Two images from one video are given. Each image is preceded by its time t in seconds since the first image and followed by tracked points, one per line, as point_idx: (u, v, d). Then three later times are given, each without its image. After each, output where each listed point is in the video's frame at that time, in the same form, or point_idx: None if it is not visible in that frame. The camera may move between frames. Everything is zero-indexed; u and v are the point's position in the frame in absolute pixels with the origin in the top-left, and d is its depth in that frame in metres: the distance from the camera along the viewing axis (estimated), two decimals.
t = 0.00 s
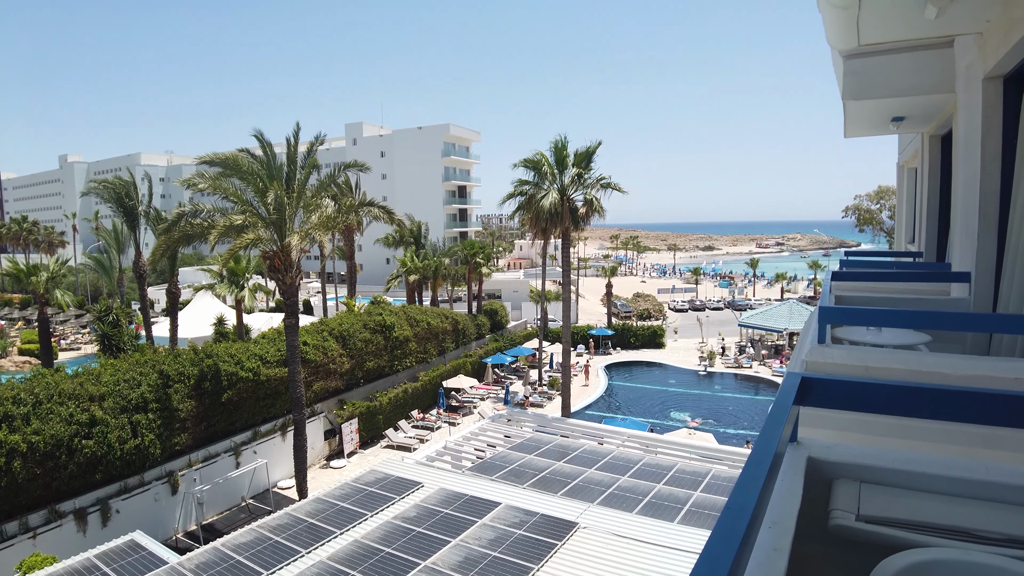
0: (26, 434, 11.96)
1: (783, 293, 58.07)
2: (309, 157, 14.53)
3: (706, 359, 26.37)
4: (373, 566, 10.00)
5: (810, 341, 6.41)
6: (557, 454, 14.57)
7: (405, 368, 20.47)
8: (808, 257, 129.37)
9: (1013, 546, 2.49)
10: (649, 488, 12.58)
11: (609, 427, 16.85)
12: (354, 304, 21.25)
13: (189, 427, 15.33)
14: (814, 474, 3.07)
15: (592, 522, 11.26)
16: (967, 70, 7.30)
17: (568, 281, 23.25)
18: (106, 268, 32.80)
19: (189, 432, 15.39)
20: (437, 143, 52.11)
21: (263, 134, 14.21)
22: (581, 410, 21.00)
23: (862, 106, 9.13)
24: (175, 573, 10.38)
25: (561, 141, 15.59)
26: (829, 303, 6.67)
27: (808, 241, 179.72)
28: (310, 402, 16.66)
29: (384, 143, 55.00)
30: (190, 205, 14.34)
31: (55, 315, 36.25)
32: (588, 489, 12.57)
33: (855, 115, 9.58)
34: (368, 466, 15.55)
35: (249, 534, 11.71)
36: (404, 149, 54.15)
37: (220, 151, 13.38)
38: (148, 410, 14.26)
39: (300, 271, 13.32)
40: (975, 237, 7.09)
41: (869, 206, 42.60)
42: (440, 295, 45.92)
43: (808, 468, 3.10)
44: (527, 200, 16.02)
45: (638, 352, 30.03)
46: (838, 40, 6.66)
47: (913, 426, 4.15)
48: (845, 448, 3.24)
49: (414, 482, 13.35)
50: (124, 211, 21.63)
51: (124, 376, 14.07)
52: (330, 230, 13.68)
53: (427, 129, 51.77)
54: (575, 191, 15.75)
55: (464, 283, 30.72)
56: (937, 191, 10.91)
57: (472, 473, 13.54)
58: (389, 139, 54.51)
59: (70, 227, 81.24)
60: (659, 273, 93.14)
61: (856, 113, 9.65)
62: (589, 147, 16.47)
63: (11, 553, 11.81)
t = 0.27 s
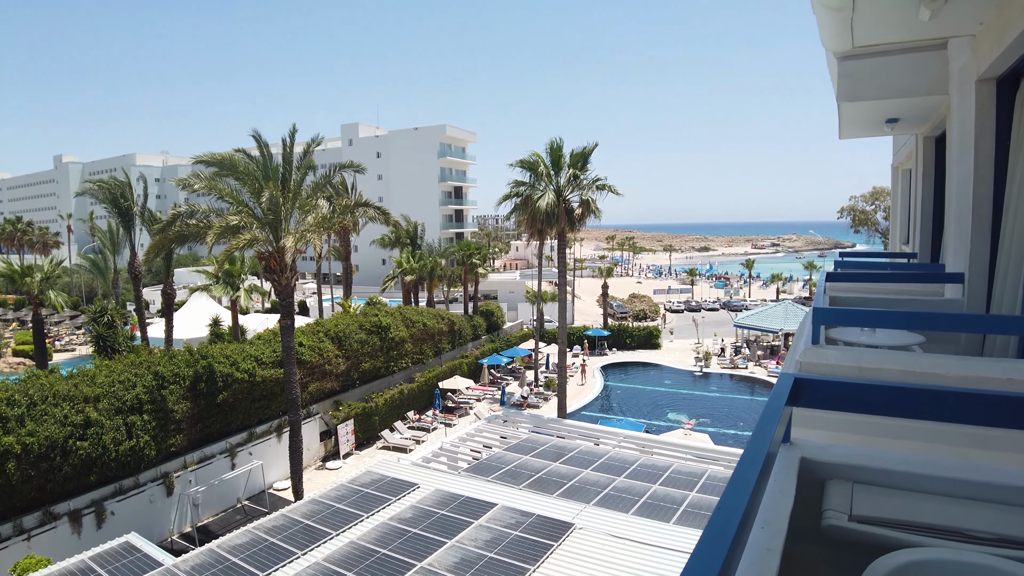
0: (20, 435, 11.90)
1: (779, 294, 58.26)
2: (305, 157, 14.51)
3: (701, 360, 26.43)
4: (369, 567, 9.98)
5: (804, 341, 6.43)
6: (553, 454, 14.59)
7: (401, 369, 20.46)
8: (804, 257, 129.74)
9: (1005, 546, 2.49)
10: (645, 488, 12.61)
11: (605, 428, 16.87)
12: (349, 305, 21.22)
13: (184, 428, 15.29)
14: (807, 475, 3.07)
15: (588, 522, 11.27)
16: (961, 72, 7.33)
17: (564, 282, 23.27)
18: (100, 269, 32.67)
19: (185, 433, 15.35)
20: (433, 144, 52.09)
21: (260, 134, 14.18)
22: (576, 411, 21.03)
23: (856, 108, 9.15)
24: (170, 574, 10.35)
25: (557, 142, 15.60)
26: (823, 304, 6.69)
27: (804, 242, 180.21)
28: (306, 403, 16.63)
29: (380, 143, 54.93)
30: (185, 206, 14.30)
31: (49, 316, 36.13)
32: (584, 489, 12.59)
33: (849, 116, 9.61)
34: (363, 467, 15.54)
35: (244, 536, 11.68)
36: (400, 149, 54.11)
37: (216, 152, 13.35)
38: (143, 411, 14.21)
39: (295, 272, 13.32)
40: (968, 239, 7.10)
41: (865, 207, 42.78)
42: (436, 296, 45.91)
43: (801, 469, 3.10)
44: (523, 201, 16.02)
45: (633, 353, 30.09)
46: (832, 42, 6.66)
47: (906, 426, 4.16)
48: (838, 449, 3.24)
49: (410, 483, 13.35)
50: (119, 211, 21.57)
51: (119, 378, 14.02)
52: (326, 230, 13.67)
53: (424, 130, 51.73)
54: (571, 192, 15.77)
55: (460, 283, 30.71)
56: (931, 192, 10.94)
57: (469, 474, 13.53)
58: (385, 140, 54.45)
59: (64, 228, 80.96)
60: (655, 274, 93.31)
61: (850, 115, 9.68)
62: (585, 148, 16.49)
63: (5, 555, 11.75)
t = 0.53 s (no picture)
0: (15, 438, 11.85)
1: (774, 295, 58.46)
2: (301, 159, 14.50)
3: (697, 361, 26.48)
4: (365, 569, 9.96)
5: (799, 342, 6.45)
6: (550, 456, 14.60)
7: (397, 371, 20.45)
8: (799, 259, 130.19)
9: (998, 545, 2.47)
10: (641, 489, 12.62)
11: (601, 429, 16.89)
12: (345, 306, 21.21)
13: (180, 430, 15.25)
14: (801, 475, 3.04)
15: (585, 524, 11.27)
16: (954, 75, 7.36)
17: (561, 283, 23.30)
18: (96, 271, 32.59)
19: (180, 435, 15.31)
20: (430, 145, 52.12)
21: (257, 136, 14.19)
22: (573, 412, 21.05)
23: (850, 111, 9.18)
24: None
25: (553, 144, 15.63)
26: (818, 305, 6.71)
27: (800, 243, 180.74)
28: (302, 405, 16.60)
29: (376, 145, 54.95)
30: (181, 208, 14.28)
31: (44, 318, 36.03)
32: (580, 491, 12.61)
33: (844, 118, 9.65)
34: (359, 469, 15.52)
35: (240, 538, 11.65)
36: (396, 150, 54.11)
37: (212, 153, 13.33)
38: (139, 413, 14.16)
39: (292, 274, 13.34)
40: (961, 241, 7.11)
41: (859, 208, 42.99)
42: (432, 298, 45.91)
43: (794, 470, 3.07)
44: (519, 203, 16.05)
45: (629, 354, 30.14)
46: (826, 45, 6.70)
47: (899, 427, 4.16)
48: (832, 449, 3.22)
49: (406, 485, 13.33)
50: (114, 213, 21.54)
51: (115, 380, 13.98)
52: (321, 232, 13.67)
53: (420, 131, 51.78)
54: (567, 194, 15.81)
55: (456, 285, 30.74)
56: (925, 193, 10.98)
57: (465, 475, 13.53)
58: (381, 141, 54.47)
59: (59, 229, 80.83)
60: (651, 275, 93.53)
61: (844, 118, 9.73)
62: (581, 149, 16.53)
63: None
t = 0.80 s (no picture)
0: (11, 439, 11.82)
1: (771, 296, 58.59)
2: (298, 160, 14.50)
3: (694, 362, 26.50)
4: (362, 571, 9.95)
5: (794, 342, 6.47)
6: (547, 457, 14.60)
7: (394, 372, 20.44)
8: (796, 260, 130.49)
9: (991, 543, 2.46)
10: (638, 490, 12.63)
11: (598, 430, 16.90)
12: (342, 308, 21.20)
13: (176, 432, 15.22)
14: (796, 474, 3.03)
15: (582, 525, 11.27)
16: (948, 76, 7.38)
17: (558, 284, 23.32)
18: (92, 272, 32.53)
19: (177, 437, 15.28)
20: (427, 147, 52.14)
21: (254, 137, 14.16)
22: (570, 413, 21.06)
23: (846, 112, 9.21)
24: None
25: (550, 145, 15.65)
26: (813, 305, 6.73)
27: (794, 245, 181.48)
28: (298, 407, 16.58)
29: (373, 146, 54.94)
30: (178, 209, 14.26)
31: (40, 319, 35.95)
32: (577, 492, 12.61)
33: (839, 119, 9.68)
34: (356, 471, 15.50)
35: (237, 540, 11.63)
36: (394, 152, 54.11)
37: (208, 154, 13.32)
38: (135, 415, 14.13)
39: (288, 275, 13.35)
40: (956, 241, 7.13)
41: (856, 210, 43.13)
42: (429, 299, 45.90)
43: (788, 468, 3.06)
44: (516, 204, 16.06)
45: (626, 355, 30.16)
46: (821, 47, 6.71)
47: (893, 427, 4.17)
48: (826, 447, 3.21)
49: (403, 487, 13.32)
50: (111, 214, 21.50)
51: (111, 381, 13.94)
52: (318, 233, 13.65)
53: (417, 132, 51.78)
54: (564, 195, 15.83)
55: (453, 286, 30.74)
56: (920, 194, 11.02)
57: (462, 477, 13.52)
58: (378, 143, 54.45)
59: (55, 230, 80.59)
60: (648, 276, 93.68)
61: (840, 119, 9.76)
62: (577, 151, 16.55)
63: None
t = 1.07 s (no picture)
0: (5, 441, 11.77)
1: (767, 296, 58.74)
2: (294, 161, 14.47)
3: (690, 363, 26.52)
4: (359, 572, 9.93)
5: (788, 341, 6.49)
6: (543, 457, 14.60)
7: (390, 373, 20.41)
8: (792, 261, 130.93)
9: (981, 542, 2.46)
10: (634, 491, 12.63)
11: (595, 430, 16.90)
12: (338, 309, 21.17)
13: (172, 434, 15.17)
14: (786, 474, 3.03)
15: (578, 525, 11.26)
16: (941, 77, 7.40)
17: (554, 285, 23.33)
18: (88, 273, 32.44)
19: (173, 438, 15.23)
20: (423, 148, 52.12)
21: (250, 138, 14.13)
22: (566, 414, 21.05)
23: (840, 112, 9.23)
24: None
25: (546, 146, 15.64)
26: (807, 305, 6.74)
27: (790, 245, 181.94)
28: (294, 408, 16.56)
29: (370, 147, 54.91)
30: (173, 209, 14.23)
31: (36, 321, 35.85)
32: (574, 493, 12.60)
33: (834, 120, 9.70)
34: (352, 472, 15.49)
35: (233, 541, 11.59)
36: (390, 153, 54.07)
37: (204, 154, 13.29)
38: (131, 416, 14.09)
39: (284, 276, 13.35)
40: (949, 242, 7.15)
41: (852, 210, 43.27)
42: (425, 301, 45.87)
43: (779, 468, 3.06)
44: (512, 205, 16.07)
45: (623, 356, 30.19)
46: (815, 47, 6.73)
47: (886, 426, 4.18)
48: (817, 447, 3.21)
49: (399, 488, 13.30)
50: (106, 215, 21.43)
51: (107, 383, 13.88)
52: (314, 234, 13.63)
53: (413, 133, 51.75)
54: (560, 196, 15.84)
55: (450, 287, 30.72)
56: (915, 195, 11.05)
57: (458, 478, 13.50)
58: (375, 144, 54.41)
59: (50, 231, 80.35)
60: (645, 277, 93.77)
61: (834, 119, 9.78)
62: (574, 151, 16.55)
63: None
